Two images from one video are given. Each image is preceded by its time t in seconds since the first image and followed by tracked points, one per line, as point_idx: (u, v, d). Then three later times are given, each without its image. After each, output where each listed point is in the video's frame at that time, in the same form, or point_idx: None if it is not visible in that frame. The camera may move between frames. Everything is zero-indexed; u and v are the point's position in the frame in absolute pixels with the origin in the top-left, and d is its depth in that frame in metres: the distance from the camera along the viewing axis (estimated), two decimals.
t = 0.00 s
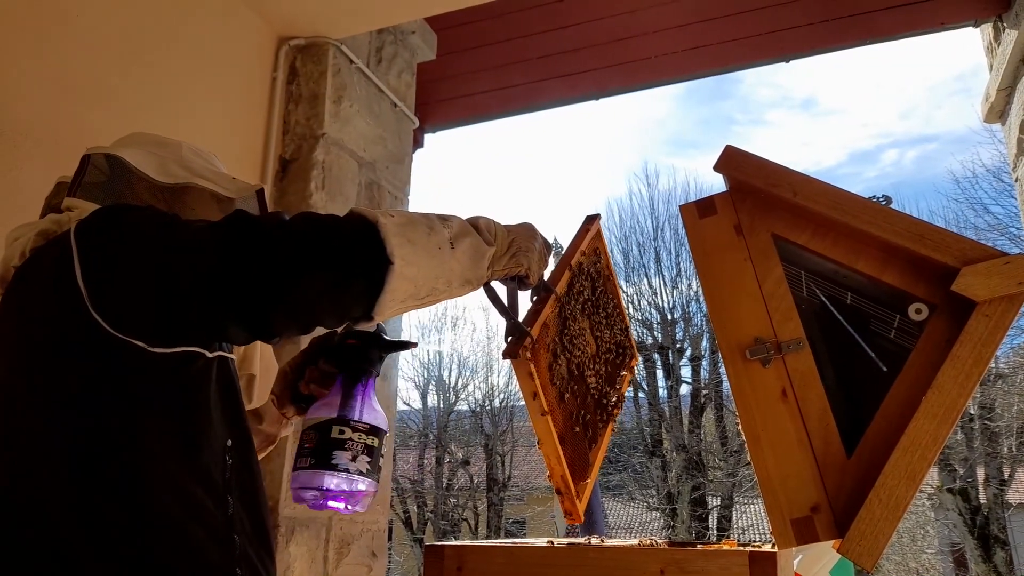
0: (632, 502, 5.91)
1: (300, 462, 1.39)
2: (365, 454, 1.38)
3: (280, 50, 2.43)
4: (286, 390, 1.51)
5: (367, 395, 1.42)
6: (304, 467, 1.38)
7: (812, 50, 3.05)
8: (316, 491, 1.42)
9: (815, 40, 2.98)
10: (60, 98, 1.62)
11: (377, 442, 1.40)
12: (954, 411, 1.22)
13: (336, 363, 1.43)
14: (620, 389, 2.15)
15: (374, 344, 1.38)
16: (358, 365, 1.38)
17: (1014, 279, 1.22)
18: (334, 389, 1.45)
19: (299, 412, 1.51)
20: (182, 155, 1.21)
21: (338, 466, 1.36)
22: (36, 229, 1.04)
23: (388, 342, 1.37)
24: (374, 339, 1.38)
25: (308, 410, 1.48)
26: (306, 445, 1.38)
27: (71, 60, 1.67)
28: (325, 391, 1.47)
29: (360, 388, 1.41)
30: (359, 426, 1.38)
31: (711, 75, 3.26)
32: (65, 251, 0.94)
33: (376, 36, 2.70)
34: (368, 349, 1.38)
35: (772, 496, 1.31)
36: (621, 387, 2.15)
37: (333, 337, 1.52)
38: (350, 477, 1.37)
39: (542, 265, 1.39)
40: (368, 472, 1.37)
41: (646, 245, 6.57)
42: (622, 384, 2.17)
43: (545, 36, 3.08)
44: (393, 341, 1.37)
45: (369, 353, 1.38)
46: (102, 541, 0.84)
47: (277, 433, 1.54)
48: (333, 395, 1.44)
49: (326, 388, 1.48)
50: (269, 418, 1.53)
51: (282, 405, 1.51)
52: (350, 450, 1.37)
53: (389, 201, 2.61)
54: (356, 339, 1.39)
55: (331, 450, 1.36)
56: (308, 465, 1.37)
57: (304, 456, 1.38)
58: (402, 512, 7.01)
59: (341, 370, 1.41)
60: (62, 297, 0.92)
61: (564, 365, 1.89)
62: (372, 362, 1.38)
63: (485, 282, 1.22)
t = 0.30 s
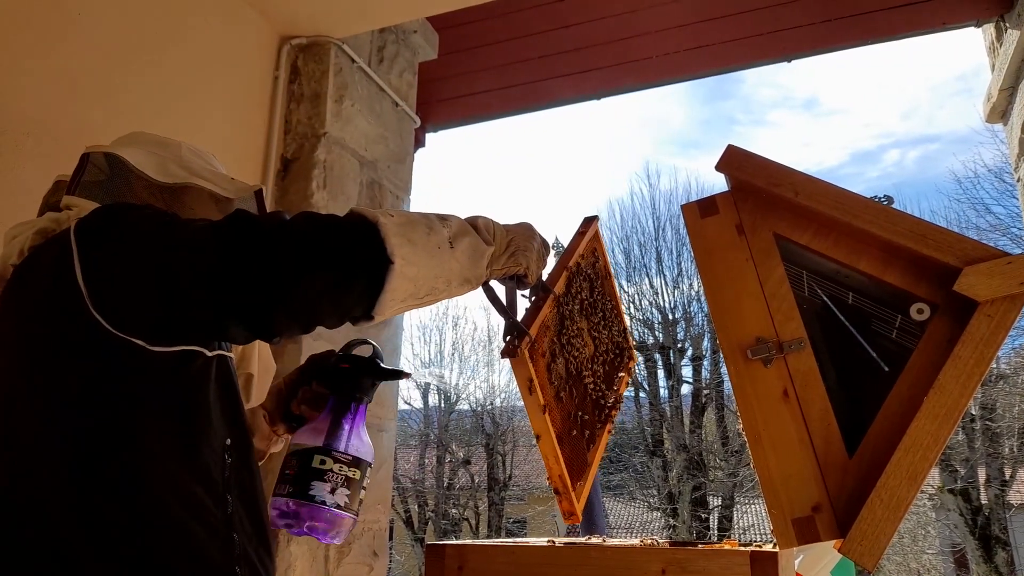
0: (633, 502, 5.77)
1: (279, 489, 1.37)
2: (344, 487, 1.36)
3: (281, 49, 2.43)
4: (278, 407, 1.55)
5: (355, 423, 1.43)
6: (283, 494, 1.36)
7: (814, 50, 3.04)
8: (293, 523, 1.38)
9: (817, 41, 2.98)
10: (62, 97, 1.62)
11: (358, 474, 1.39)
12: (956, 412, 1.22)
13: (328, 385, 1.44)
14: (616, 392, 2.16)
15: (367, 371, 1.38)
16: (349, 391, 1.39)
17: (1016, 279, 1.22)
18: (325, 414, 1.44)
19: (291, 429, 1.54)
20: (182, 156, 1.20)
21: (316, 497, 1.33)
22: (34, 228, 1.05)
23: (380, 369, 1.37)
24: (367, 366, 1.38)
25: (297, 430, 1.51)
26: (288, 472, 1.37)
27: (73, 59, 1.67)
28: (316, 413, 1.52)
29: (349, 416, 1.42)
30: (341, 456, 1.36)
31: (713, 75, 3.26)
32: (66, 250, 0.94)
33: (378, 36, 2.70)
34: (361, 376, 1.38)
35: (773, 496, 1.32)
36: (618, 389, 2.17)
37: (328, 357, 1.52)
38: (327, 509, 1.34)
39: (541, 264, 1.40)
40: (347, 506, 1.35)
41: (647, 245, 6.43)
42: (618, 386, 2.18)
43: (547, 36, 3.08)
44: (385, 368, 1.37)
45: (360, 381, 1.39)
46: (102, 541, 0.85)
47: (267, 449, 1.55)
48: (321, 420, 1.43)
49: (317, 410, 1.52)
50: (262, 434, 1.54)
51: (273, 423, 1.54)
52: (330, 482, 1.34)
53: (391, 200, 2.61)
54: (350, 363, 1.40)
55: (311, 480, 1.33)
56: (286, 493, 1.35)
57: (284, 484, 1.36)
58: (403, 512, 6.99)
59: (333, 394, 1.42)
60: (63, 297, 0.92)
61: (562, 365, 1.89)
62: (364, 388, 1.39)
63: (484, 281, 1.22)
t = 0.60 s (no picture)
0: (632, 502, 5.39)
1: (301, 497, 1.31)
2: (367, 501, 1.31)
3: (282, 49, 2.43)
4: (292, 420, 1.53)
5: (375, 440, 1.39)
6: (304, 503, 1.31)
7: (813, 50, 3.04)
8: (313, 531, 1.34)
9: (816, 41, 2.98)
10: (64, 96, 1.63)
11: (379, 489, 1.33)
12: (956, 413, 1.22)
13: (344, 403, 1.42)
14: (613, 396, 2.16)
15: (387, 394, 1.37)
16: (364, 414, 1.37)
17: (1016, 280, 1.22)
18: (342, 430, 1.39)
19: (301, 442, 1.52)
20: (179, 155, 1.19)
21: (340, 508, 1.28)
22: (30, 227, 1.05)
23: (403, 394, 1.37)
24: (390, 389, 1.37)
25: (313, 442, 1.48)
26: (311, 481, 1.31)
27: (75, 58, 1.68)
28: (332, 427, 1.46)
29: (369, 432, 1.37)
30: (366, 471, 1.32)
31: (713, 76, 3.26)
32: (59, 249, 0.93)
33: (378, 36, 2.71)
34: (383, 398, 1.37)
35: (773, 496, 1.32)
36: (615, 391, 2.17)
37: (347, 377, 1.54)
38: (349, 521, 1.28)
39: (536, 265, 1.40)
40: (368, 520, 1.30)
41: (647, 245, 6.22)
42: (615, 389, 2.18)
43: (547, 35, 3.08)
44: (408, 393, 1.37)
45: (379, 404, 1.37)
46: (102, 541, 0.85)
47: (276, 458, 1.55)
48: (342, 432, 1.39)
49: (334, 426, 1.45)
50: (270, 444, 1.53)
51: (284, 435, 1.53)
52: (354, 495, 1.29)
53: (391, 200, 2.60)
54: (372, 385, 1.38)
55: (337, 491, 1.28)
56: (310, 501, 1.30)
57: (308, 492, 1.31)
58: (402, 511, 6.82)
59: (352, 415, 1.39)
60: (57, 297, 0.91)
61: (556, 367, 1.88)
62: (382, 412, 1.37)
63: (479, 281, 1.22)
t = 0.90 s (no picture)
0: (632, 501, 5.39)
1: (345, 449, 1.39)
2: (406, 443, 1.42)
3: (282, 48, 2.43)
4: (311, 386, 1.61)
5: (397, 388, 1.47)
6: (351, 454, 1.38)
7: (814, 50, 3.04)
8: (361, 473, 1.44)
9: (817, 41, 2.98)
10: (65, 96, 1.63)
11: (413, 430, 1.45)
12: (957, 413, 1.22)
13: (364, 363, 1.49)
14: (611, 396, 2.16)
15: (402, 345, 1.43)
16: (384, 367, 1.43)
17: (1017, 280, 1.22)
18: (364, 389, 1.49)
19: (325, 405, 1.60)
20: (176, 153, 1.19)
21: (387, 452, 1.38)
22: (27, 226, 1.05)
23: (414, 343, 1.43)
24: (403, 341, 1.43)
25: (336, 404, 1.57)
26: (353, 433, 1.39)
27: (76, 58, 1.68)
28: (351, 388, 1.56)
29: (389, 383, 1.45)
30: (401, 416, 1.42)
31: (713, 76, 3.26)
32: (55, 249, 0.93)
33: (379, 35, 2.70)
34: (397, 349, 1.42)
35: (773, 496, 1.32)
36: (612, 392, 2.14)
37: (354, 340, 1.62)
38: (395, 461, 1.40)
39: (533, 264, 1.40)
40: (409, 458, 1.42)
41: (647, 244, 6.17)
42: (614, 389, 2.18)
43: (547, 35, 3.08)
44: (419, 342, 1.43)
45: (396, 355, 1.43)
46: (100, 541, 0.85)
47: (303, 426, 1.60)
48: (364, 392, 1.48)
49: (354, 384, 1.56)
50: (295, 413, 1.58)
51: (306, 400, 1.60)
52: (397, 438, 1.39)
53: (391, 199, 2.60)
54: (386, 341, 1.44)
55: (380, 437, 1.38)
56: (356, 451, 1.38)
57: (351, 444, 1.39)
58: (402, 510, 6.82)
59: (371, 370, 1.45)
60: (54, 296, 0.91)
61: (552, 367, 1.88)
62: (399, 364, 1.43)
63: (475, 280, 1.22)
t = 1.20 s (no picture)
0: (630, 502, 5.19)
1: (324, 494, 1.45)
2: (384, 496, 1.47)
3: (282, 48, 2.43)
4: (305, 413, 1.61)
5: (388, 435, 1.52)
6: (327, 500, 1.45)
7: (813, 50, 3.03)
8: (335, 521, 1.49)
9: (816, 40, 2.97)
10: (66, 95, 1.63)
11: (394, 483, 1.50)
12: (956, 413, 1.22)
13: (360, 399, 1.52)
14: (610, 392, 2.15)
15: (402, 391, 1.48)
16: (379, 409, 1.48)
17: (1016, 280, 1.22)
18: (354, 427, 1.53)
19: (317, 435, 1.60)
20: (175, 152, 1.19)
21: (362, 505, 1.43)
22: (26, 226, 1.05)
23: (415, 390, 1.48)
24: (404, 385, 1.48)
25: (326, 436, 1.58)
26: (333, 479, 1.45)
27: (76, 57, 1.68)
28: (346, 421, 1.59)
29: (381, 428, 1.49)
30: (384, 469, 1.47)
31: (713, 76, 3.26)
32: (55, 248, 0.93)
33: (378, 35, 2.70)
34: (396, 393, 1.48)
35: (772, 496, 1.32)
36: (612, 388, 2.16)
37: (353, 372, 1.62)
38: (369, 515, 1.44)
39: (531, 260, 1.39)
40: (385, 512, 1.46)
41: (646, 244, 5.93)
42: (613, 384, 2.17)
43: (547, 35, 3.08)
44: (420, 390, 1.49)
45: (394, 399, 1.48)
46: (101, 542, 0.85)
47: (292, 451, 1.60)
48: (356, 430, 1.52)
49: (347, 420, 1.58)
50: (287, 437, 1.58)
51: (299, 426, 1.60)
52: (374, 491, 1.45)
53: (390, 198, 2.60)
54: (387, 382, 1.49)
55: (358, 489, 1.43)
56: (333, 499, 1.43)
57: (330, 490, 1.44)
58: (400, 510, 6.69)
59: (366, 409, 1.50)
60: (53, 296, 0.91)
61: (552, 362, 1.88)
62: (396, 406, 1.48)
63: (475, 278, 1.22)
